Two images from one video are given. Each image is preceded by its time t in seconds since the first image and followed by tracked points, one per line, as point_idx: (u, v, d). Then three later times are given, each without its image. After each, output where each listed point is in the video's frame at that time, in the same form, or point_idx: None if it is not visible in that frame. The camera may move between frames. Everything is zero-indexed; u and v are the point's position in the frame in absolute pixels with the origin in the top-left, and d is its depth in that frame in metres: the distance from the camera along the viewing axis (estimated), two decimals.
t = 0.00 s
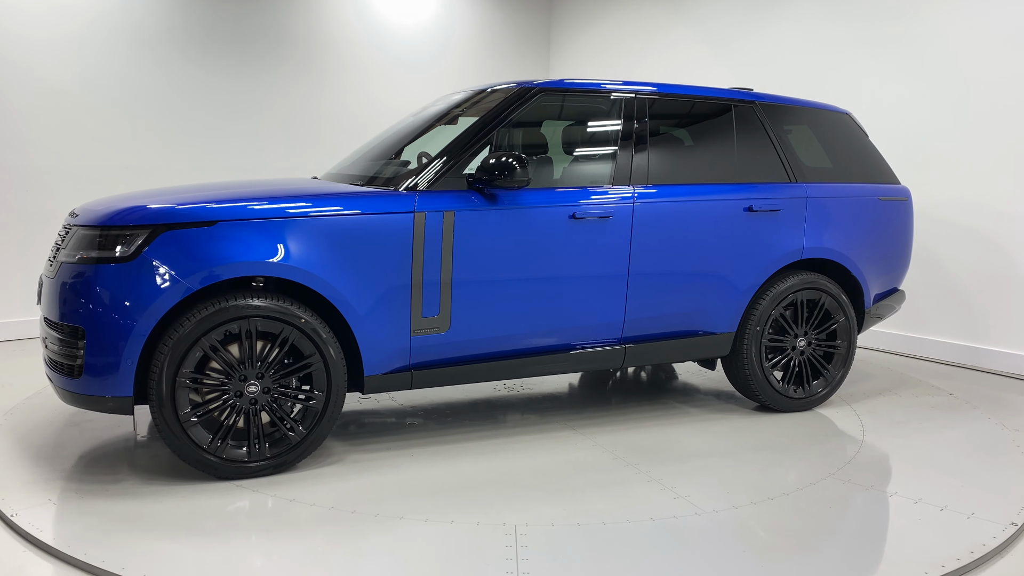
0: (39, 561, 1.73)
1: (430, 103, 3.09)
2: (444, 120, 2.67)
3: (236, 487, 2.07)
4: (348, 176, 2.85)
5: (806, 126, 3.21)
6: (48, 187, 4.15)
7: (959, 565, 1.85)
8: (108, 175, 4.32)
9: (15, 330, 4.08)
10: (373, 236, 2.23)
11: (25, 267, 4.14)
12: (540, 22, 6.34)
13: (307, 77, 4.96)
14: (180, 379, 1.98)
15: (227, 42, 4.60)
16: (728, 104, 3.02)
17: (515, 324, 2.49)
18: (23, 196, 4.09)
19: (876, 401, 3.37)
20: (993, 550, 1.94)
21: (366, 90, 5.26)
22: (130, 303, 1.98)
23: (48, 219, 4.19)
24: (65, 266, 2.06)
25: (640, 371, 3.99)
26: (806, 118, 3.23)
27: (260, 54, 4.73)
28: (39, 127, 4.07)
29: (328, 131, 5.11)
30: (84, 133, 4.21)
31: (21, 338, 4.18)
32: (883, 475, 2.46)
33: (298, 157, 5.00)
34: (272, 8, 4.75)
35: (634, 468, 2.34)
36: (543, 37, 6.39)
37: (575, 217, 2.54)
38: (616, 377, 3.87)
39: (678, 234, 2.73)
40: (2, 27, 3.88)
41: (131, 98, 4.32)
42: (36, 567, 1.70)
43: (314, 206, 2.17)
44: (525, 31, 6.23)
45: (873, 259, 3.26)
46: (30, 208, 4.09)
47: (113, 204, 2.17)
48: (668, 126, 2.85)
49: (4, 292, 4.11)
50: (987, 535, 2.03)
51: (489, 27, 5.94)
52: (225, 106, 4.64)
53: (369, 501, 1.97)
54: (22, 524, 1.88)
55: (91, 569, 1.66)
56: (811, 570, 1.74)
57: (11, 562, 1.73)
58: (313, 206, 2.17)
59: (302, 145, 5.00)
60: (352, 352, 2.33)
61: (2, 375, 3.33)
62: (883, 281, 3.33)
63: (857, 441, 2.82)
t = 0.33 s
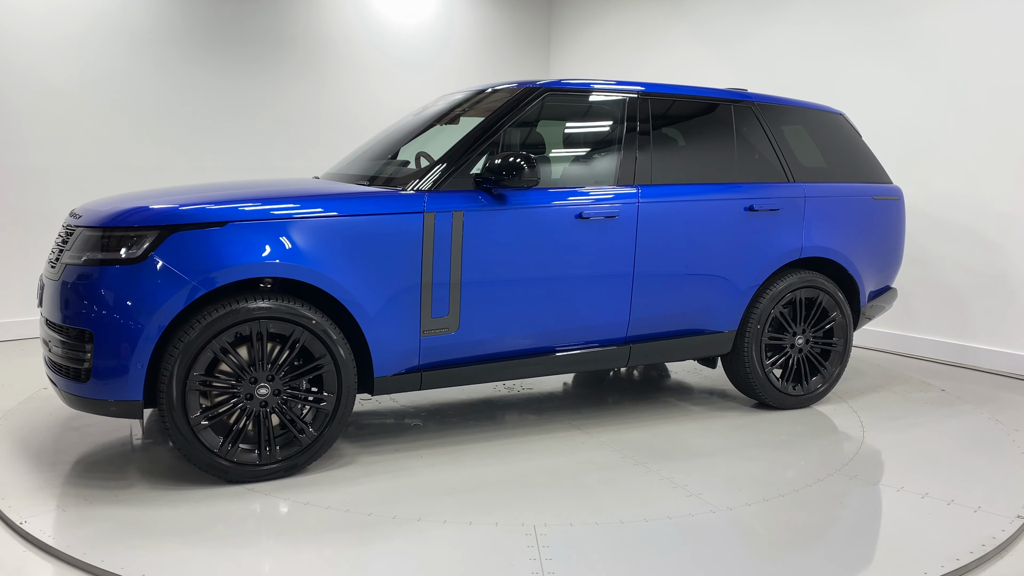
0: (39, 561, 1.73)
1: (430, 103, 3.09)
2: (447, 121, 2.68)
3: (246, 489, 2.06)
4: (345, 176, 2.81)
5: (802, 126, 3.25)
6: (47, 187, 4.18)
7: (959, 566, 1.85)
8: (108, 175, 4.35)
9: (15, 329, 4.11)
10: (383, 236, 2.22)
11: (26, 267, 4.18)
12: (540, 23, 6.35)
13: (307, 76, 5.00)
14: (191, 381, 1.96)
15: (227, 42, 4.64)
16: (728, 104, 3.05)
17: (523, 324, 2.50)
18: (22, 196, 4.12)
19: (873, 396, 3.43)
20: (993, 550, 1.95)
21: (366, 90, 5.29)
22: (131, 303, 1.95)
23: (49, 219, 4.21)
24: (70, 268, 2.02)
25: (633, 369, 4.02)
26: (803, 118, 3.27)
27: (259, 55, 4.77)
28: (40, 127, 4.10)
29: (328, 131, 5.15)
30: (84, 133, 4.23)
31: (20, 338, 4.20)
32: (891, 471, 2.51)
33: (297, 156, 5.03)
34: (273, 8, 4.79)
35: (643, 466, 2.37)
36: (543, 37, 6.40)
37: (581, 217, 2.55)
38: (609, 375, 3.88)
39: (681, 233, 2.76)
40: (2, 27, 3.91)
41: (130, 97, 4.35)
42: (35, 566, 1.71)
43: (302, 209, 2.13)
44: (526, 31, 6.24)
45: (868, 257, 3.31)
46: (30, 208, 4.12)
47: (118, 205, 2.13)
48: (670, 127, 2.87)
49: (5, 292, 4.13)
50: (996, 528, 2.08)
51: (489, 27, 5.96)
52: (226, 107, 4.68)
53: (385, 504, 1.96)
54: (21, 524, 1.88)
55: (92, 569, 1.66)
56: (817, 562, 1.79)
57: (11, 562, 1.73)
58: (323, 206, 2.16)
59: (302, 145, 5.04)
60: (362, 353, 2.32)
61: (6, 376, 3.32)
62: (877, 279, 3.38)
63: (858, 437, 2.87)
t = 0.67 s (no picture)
0: (39, 561, 1.74)
1: (430, 102, 3.09)
2: (450, 121, 2.68)
3: (257, 492, 2.04)
4: (345, 176, 2.78)
5: (797, 126, 3.28)
6: (48, 187, 4.13)
7: (959, 566, 1.85)
8: (108, 175, 4.30)
9: (14, 330, 4.06)
10: (392, 237, 2.21)
11: (26, 266, 4.13)
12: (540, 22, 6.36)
13: (307, 76, 4.97)
14: (203, 385, 1.94)
15: (227, 42, 4.61)
16: (727, 104, 3.09)
17: (531, 324, 2.51)
18: (23, 196, 4.07)
19: (869, 393, 3.49)
20: (993, 550, 1.95)
21: (366, 90, 5.27)
22: (136, 303, 1.91)
23: (49, 220, 4.17)
24: (76, 270, 1.98)
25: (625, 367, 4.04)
26: (800, 118, 3.32)
27: (260, 55, 4.74)
28: (39, 127, 4.06)
29: (328, 131, 5.13)
30: (85, 133, 4.20)
31: (19, 338, 4.15)
32: (895, 465, 2.56)
33: (297, 156, 5.00)
34: (273, 8, 4.76)
35: (653, 464, 2.40)
36: (543, 37, 6.40)
37: (588, 217, 2.57)
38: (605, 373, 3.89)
39: (685, 233, 2.79)
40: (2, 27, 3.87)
41: (129, 97, 4.30)
42: (35, 567, 1.71)
43: (301, 210, 2.10)
44: (525, 31, 6.24)
45: (863, 255, 3.37)
46: (31, 208, 4.08)
47: (125, 205, 2.09)
48: (673, 127, 2.90)
49: (4, 292, 4.08)
50: (1005, 521, 2.13)
51: (489, 27, 5.96)
52: (226, 108, 4.65)
53: (401, 506, 1.96)
54: (21, 524, 1.88)
55: (93, 569, 1.67)
56: (827, 556, 1.84)
57: (11, 562, 1.74)
58: (334, 207, 2.15)
59: (302, 145, 5.01)
60: (372, 354, 2.31)
61: (9, 377, 3.28)
62: (872, 277, 3.44)
63: (859, 432, 2.93)
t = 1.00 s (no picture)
0: (39, 561, 1.74)
1: (427, 102, 3.08)
2: (452, 121, 2.68)
3: (271, 496, 2.03)
4: (345, 176, 2.75)
5: (794, 126, 3.33)
6: (48, 187, 4.11)
7: (959, 566, 1.85)
8: (108, 175, 4.27)
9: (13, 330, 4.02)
10: (403, 238, 2.21)
11: (25, 266, 4.09)
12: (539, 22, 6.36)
13: (307, 76, 4.94)
14: (216, 387, 1.93)
15: (227, 43, 4.57)
16: (727, 105, 3.12)
17: (538, 324, 2.52)
18: (22, 196, 4.05)
19: (866, 389, 3.56)
20: (993, 550, 1.95)
21: (367, 90, 5.24)
22: (147, 306, 1.88)
23: (50, 219, 4.14)
24: (83, 272, 1.94)
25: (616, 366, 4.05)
26: (796, 118, 3.37)
27: (260, 55, 4.71)
28: (38, 127, 4.03)
29: (328, 131, 5.09)
30: (86, 133, 4.18)
31: (18, 338, 4.12)
32: (898, 460, 2.61)
33: (297, 156, 4.97)
34: (273, 8, 4.73)
35: (663, 462, 2.43)
36: (543, 37, 6.41)
37: (594, 216, 2.58)
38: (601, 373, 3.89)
39: (688, 232, 2.82)
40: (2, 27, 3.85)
41: (128, 96, 4.27)
42: (35, 567, 1.71)
43: (312, 211, 2.09)
44: (525, 31, 6.24)
45: (858, 254, 3.43)
46: (30, 208, 4.05)
47: (132, 205, 2.05)
48: (675, 128, 2.93)
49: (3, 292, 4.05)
50: (1010, 514, 2.18)
51: (489, 27, 5.95)
52: (225, 108, 4.61)
53: (418, 507, 1.97)
54: (21, 524, 1.88)
55: (94, 569, 1.67)
56: (841, 550, 1.88)
57: (11, 562, 1.73)
58: (345, 208, 2.14)
59: (302, 144, 4.97)
60: (382, 355, 2.30)
61: (14, 377, 3.25)
62: (866, 275, 3.51)
63: (859, 427, 2.98)
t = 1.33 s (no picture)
0: (39, 561, 1.73)
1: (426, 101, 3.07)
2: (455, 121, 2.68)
3: (284, 499, 2.02)
4: (346, 176, 2.74)
5: (790, 126, 3.38)
6: (47, 186, 4.03)
7: (958, 566, 1.85)
8: (108, 174, 4.20)
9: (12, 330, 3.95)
10: (414, 238, 2.20)
11: (26, 265, 4.02)
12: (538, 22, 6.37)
13: (307, 75, 4.89)
14: (230, 390, 1.91)
15: (227, 43, 4.52)
16: (726, 105, 3.16)
17: (546, 324, 2.54)
18: (22, 196, 3.98)
19: (863, 385, 3.62)
20: (994, 549, 1.96)
21: (367, 90, 5.21)
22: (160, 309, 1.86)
23: (48, 219, 4.07)
24: (92, 274, 1.90)
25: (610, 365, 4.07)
26: (792, 118, 3.42)
27: (259, 55, 4.66)
28: (37, 127, 3.96)
29: (328, 130, 5.05)
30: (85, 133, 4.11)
31: (18, 338, 4.05)
32: (900, 456, 2.66)
33: (297, 155, 4.92)
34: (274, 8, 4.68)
35: (673, 460, 2.46)
36: (542, 37, 6.42)
37: (601, 216, 2.60)
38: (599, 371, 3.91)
39: (691, 232, 2.85)
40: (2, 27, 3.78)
41: (127, 96, 4.20)
42: (35, 567, 1.70)
43: (324, 212, 2.07)
44: (524, 31, 6.24)
45: (853, 252, 3.49)
46: (30, 208, 3.98)
47: (140, 206, 2.01)
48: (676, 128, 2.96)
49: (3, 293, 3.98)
50: (1013, 508, 2.23)
51: (489, 28, 5.95)
52: (225, 109, 4.56)
53: (437, 509, 1.97)
54: (21, 523, 1.89)
55: (94, 569, 1.67)
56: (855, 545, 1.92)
57: (11, 562, 1.73)
58: (356, 209, 2.13)
59: (303, 144, 4.93)
60: (393, 356, 2.30)
61: (17, 378, 3.19)
62: (860, 273, 3.57)
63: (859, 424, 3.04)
